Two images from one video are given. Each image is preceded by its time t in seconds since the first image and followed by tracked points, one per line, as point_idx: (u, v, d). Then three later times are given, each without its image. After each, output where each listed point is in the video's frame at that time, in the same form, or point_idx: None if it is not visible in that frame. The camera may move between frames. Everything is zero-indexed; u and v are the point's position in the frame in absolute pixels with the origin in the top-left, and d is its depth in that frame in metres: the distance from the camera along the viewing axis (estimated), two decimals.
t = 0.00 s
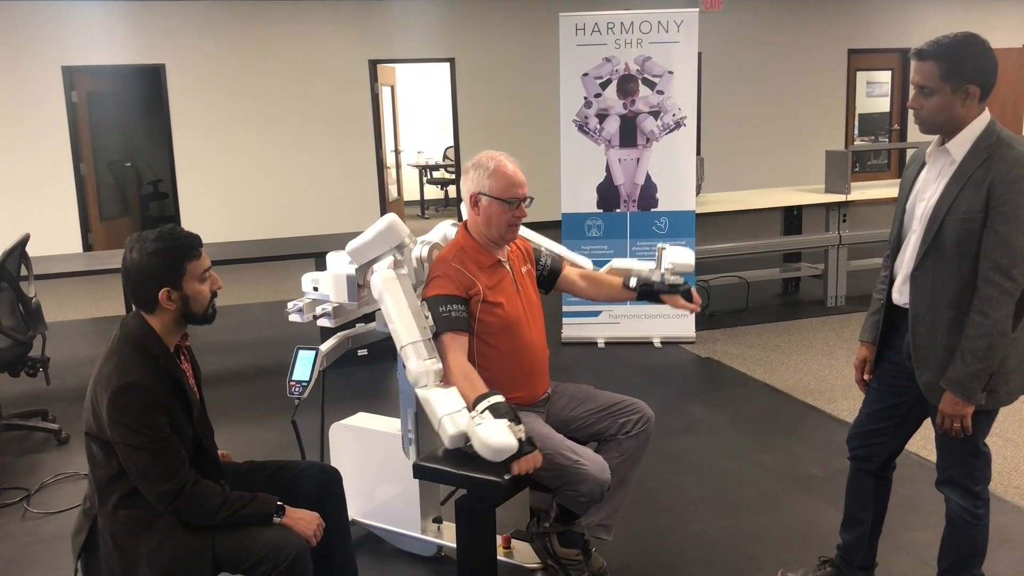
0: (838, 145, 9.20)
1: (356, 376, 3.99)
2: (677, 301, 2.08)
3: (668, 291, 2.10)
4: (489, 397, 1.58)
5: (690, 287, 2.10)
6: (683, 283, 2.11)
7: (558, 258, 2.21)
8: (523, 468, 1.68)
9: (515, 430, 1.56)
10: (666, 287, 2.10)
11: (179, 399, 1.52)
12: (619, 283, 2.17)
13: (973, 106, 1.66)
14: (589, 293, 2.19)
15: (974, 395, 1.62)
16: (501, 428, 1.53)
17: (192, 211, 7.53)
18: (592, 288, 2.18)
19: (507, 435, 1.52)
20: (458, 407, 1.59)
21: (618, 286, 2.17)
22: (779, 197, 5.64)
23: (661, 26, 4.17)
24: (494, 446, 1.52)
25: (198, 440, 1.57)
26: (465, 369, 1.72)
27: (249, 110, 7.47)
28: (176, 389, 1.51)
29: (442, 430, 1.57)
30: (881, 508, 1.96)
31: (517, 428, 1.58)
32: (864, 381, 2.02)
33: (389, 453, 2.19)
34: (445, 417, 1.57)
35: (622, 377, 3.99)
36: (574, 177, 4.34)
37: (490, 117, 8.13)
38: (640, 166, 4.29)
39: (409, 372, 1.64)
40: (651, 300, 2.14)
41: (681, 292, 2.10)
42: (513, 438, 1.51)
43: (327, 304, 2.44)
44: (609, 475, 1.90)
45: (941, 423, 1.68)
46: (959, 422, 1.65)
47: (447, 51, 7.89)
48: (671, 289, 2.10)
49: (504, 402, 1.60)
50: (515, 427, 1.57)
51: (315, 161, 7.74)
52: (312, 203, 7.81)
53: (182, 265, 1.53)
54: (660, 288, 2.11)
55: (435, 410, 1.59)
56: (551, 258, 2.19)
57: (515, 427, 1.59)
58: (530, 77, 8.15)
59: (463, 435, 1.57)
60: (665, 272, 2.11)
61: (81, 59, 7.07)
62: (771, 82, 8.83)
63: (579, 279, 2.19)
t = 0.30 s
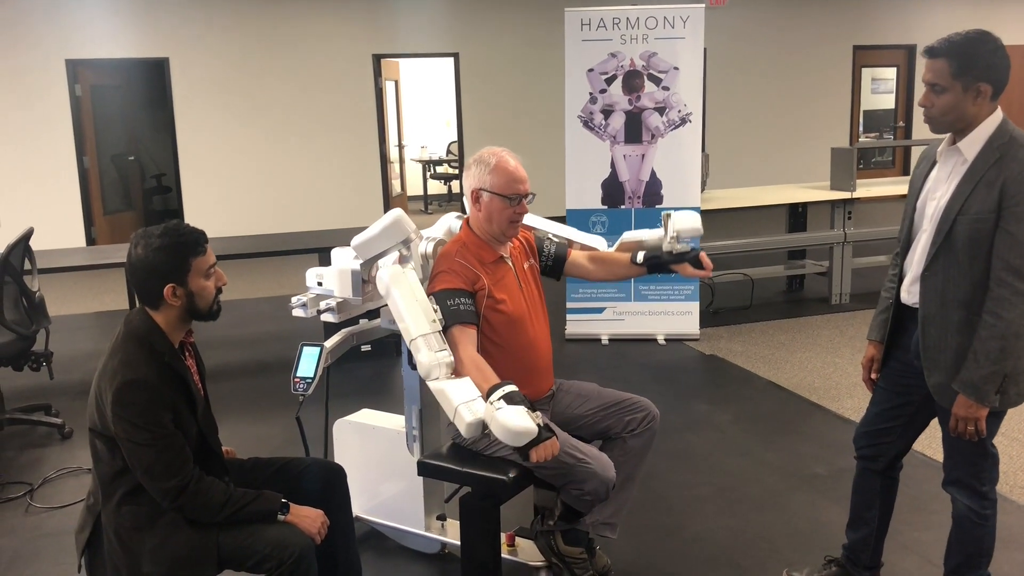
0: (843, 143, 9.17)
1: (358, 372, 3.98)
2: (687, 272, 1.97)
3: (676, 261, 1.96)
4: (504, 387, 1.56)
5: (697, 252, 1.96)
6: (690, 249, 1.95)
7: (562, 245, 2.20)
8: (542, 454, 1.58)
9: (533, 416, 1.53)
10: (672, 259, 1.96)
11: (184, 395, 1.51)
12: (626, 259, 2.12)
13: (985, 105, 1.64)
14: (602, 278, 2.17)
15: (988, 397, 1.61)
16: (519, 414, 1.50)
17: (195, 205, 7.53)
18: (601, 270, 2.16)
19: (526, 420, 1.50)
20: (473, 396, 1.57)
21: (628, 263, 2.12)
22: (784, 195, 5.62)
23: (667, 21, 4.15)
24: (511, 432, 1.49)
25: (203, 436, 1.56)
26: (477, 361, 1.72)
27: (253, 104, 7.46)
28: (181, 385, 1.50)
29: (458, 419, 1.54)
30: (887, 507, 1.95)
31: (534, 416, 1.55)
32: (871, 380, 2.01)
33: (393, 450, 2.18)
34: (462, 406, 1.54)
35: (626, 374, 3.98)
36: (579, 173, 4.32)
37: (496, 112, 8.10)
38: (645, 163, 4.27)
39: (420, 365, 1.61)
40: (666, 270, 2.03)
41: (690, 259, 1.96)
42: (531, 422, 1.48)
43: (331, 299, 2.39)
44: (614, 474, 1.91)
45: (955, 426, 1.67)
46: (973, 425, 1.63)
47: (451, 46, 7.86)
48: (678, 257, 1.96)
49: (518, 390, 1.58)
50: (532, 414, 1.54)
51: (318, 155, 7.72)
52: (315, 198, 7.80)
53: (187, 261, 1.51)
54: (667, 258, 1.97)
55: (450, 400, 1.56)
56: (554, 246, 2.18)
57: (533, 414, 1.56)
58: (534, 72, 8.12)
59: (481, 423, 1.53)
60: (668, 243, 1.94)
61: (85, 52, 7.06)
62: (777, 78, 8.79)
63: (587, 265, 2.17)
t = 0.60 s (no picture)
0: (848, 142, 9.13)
1: (362, 369, 3.96)
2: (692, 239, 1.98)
3: (680, 230, 2.00)
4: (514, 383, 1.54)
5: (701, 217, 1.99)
6: (693, 216, 1.99)
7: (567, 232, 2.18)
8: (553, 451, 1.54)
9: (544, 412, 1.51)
10: (676, 227, 2.01)
11: (190, 394, 1.49)
12: (630, 237, 2.13)
13: (1002, 107, 1.62)
14: (609, 260, 2.15)
15: (1002, 402, 1.59)
16: (531, 410, 1.48)
17: (199, 200, 7.51)
18: (607, 253, 2.14)
19: (538, 415, 1.47)
20: (483, 392, 1.55)
21: (633, 241, 2.11)
22: (789, 194, 5.60)
23: (674, 19, 4.13)
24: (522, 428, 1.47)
25: (208, 435, 1.55)
26: (486, 359, 1.70)
27: (257, 98, 7.44)
28: (186, 385, 1.48)
29: (468, 415, 1.52)
30: (895, 511, 1.94)
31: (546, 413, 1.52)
32: (880, 382, 1.99)
33: (397, 449, 2.16)
34: (472, 403, 1.53)
35: (630, 373, 3.96)
36: (584, 172, 4.30)
37: (500, 108, 8.08)
38: (651, 161, 4.25)
39: (428, 363, 1.59)
40: (670, 244, 2.05)
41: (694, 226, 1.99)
42: (542, 418, 1.46)
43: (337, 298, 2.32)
44: (621, 476, 1.90)
45: (967, 430, 1.65)
46: (986, 430, 1.61)
47: (456, 42, 7.83)
48: (682, 227, 2.00)
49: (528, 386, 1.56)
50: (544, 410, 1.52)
51: (322, 151, 7.70)
52: (319, 193, 7.79)
53: (193, 259, 1.50)
54: (671, 229, 2.02)
55: (460, 397, 1.55)
56: (558, 235, 2.16)
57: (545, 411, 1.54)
58: (538, 69, 8.09)
59: (491, 420, 1.52)
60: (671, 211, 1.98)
61: (89, 46, 7.04)
62: (783, 77, 8.75)
63: (592, 248, 2.15)
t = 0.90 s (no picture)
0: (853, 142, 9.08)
1: (364, 368, 3.93)
2: (695, 215, 1.97)
3: (680, 207, 1.98)
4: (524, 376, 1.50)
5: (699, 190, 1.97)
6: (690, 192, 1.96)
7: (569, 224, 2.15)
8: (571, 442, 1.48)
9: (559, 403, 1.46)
10: (677, 206, 1.99)
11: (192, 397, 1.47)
12: (630, 220, 2.10)
13: (1021, 109, 1.59)
14: (615, 248, 2.13)
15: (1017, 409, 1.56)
16: (544, 400, 1.43)
17: (201, 195, 7.48)
18: (610, 241, 2.11)
19: (552, 405, 1.42)
20: (494, 388, 1.52)
21: (634, 226, 2.09)
22: (794, 194, 5.56)
23: (681, 18, 4.10)
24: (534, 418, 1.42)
25: (210, 439, 1.52)
26: (496, 354, 1.67)
27: (260, 94, 7.40)
28: (188, 388, 1.45)
29: (480, 411, 1.49)
30: (907, 518, 1.90)
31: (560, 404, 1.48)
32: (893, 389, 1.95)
33: (400, 451, 2.13)
34: (483, 398, 1.50)
35: (634, 374, 3.93)
36: (589, 171, 4.26)
37: (503, 105, 8.03)
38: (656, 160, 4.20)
39: (438, 362, 1.56)
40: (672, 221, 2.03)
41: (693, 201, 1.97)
42: (555, 407, 1.40)
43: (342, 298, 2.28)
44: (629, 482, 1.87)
45: (981, 436, 1.62)
46: (1000, 437, 1.58)
47: (460, 38, 7.79)
48: (681, 204, 1.99)
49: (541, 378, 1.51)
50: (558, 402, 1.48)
51: (324, 147, 7.66)
52: (321, 190, 7.76)
53: (196, 259, 1.47)
54: (671, 208, 2.00)
55: (470, 393, 1.51)
56: (561, 226, 2.13)
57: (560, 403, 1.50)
58: (542, 66, 8.04)
59: (504, 414, 1.49)
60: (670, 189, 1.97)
61: (90, 40, 7.00)
62: (788, 76, 8.70)
63: (595, 239, 2.12)
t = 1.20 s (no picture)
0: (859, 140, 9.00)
1: (367, 365, 3.89)
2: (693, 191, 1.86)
3: (679, 184, 1.88)
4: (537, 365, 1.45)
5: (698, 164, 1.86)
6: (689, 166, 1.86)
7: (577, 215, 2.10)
8: (588, 431, 1.43)
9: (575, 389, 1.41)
10: (676, 183, 1.88)
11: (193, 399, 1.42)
12: (634, 203, 2.03)
13: None
14: (621, 233, 2.06)
15: None
16: (559, 387, 1.38)
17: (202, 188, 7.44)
18: (617, 228, 2.05)
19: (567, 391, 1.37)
20: (507, 378, 1.48)
21: (638, 209, 2.01)
22: (802, 192, 5.50)
23: (690, 12, 4.04)
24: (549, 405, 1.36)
25: (212, 442, 1.48)
26: (507, 348, 1.62)
27: (262, 86, 7.35)
28: (188, 390, 1.41)
29: (494, 403, 1.44)
30: (921, 526, 1.86)
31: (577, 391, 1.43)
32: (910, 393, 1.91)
33: (404, 452, 2.09)
34: (496, 389, 1.45)
35: (639, 373, 3.89)
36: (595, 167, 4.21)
37: (507, 100, 7.97)
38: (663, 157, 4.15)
39: (448, 358, 1.51)
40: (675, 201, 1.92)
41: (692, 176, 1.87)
42: (571, 392, 1.35)
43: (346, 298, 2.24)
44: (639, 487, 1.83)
45: (1002, 444, 1.57)
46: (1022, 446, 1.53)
47: (464, 31, 7.72)
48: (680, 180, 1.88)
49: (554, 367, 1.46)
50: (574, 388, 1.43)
51: (326, 141, 7.61)
52: (323, 184, 7.70)
53: (198, 258, 1.42)
54: (671, 185, 1.89)
55: (483, 385, 1.47)
56: (565, 218, 2.07)
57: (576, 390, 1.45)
58: (547, 60, 7.97)
59: (519, 404, 1.44)
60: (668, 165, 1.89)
61: (91, 31, 6.94)
62: (795, 72, 8.62)
63: (601, 227, 2.06)
